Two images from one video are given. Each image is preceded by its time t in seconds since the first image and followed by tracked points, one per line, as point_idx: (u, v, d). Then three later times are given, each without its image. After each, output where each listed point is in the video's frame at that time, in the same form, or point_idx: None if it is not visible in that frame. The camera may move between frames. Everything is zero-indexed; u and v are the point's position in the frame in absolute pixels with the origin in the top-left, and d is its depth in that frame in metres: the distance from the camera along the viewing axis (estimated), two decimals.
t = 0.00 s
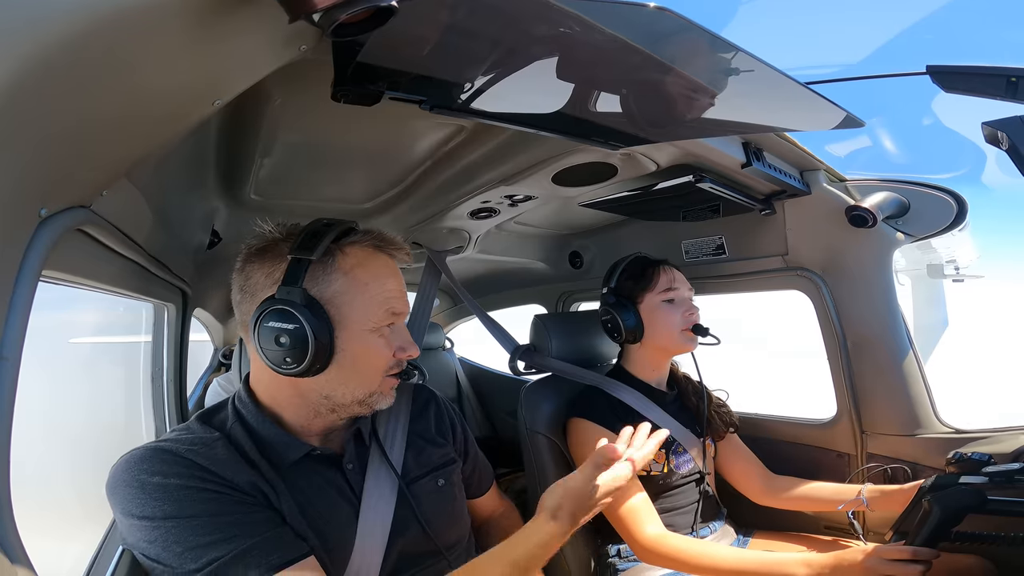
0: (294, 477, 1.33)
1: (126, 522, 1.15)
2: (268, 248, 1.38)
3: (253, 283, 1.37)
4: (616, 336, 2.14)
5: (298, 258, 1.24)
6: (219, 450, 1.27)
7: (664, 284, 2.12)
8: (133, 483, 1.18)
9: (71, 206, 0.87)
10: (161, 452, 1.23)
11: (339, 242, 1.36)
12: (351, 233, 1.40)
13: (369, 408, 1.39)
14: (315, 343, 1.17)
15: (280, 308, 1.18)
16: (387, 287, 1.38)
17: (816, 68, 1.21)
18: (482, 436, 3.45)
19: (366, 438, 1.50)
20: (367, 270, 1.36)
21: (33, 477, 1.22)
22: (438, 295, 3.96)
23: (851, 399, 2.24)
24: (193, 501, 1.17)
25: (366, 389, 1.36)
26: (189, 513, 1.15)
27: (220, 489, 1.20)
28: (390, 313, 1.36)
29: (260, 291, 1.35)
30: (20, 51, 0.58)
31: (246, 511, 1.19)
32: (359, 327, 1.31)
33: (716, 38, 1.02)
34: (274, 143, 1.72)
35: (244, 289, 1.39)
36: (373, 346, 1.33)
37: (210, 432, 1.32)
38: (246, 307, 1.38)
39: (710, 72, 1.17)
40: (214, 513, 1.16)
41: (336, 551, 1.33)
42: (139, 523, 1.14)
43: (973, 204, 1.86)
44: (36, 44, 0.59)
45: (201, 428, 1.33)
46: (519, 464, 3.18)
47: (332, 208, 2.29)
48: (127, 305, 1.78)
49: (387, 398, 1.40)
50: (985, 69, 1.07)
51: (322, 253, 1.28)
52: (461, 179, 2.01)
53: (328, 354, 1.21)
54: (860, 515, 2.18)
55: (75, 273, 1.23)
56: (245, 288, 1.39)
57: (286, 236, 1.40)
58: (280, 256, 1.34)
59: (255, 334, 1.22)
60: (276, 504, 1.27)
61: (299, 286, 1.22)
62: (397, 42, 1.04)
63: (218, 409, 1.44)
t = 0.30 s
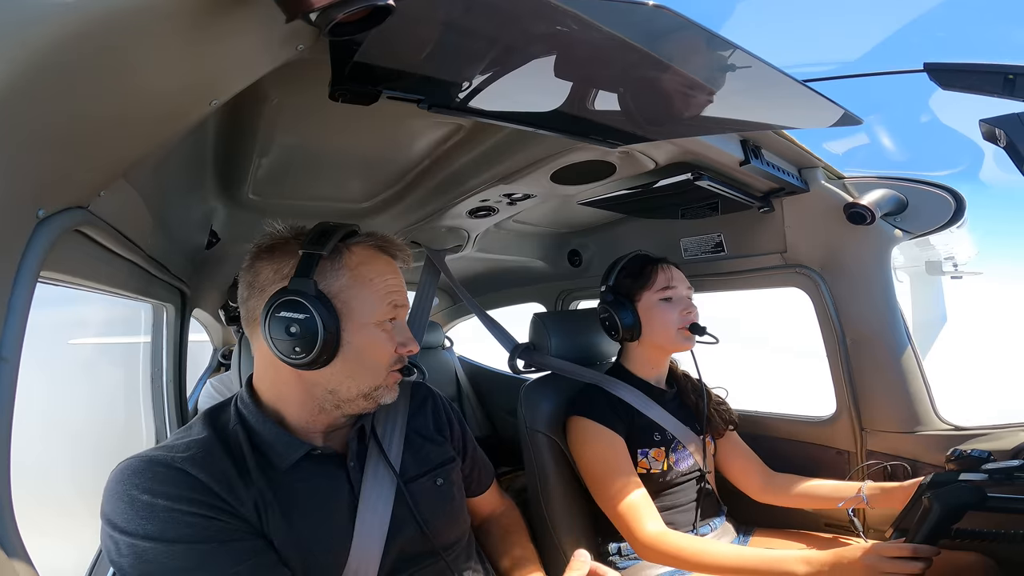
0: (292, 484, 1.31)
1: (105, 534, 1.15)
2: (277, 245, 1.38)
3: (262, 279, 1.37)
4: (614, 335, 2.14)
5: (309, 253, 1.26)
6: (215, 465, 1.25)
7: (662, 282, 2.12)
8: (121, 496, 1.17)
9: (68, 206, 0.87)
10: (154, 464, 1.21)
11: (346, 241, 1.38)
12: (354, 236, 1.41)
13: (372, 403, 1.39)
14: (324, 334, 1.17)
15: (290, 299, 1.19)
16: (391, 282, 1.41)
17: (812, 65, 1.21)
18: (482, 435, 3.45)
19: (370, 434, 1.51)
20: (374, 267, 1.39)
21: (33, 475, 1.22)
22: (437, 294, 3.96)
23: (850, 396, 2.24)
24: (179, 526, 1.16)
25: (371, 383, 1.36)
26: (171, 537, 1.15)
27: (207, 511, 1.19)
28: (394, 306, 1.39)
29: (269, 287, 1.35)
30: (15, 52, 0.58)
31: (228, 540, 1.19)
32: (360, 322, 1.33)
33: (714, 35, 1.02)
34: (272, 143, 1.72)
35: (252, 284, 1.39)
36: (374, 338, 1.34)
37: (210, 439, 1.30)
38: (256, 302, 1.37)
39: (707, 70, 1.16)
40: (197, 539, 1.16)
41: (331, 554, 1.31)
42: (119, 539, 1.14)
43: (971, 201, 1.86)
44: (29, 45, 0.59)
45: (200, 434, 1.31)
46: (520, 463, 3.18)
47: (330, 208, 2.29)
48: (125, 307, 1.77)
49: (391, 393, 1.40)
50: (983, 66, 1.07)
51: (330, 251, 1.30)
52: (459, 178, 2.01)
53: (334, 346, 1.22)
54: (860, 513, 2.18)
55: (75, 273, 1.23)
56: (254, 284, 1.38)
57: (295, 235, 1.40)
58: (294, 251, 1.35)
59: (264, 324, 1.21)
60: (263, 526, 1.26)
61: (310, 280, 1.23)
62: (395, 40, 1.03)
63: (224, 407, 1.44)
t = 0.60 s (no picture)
0: (292, 492, 1.30)
1: (103, 550, 1.16)
2: (266, 244, 1.38)
3: (252, 280, 1.37)
4: (612, 333, 2.15)
5: (294, 252, 1.25)
6: (214, 482, 1.24)
7: (661, 282, 2.12)
8: (119, 511, 1.18)
9: (66, 207, 0.87)
10: (151, 480, 1.20)
11: (337, 237, 1.37)
12: (348, 230, 1.40)
13: (367, 405, 1.39)
14: (310, 336, 1.16)
15: (276, 301, 1.18)
16: (382, 278, 1.39)
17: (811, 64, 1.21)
18: (482, 434, 3.45)
19: (370, 438, 1.51)
20: (365, 262, 1.37)
21: (32, 473, 1.23)
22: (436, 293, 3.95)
23: (849, 394, 2.24)
24: (173, 546, 1.16)
25: (367, 385, 1.36)
26: (166, 557, 1.15)
27: (203, 530, 1.19)
28: (388, 305, 1.38)
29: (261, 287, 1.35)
30: (13, 52, 0.58)
31: (224, 559, 1.19)
32: (354, 319, 1.32)
33: (712, 34, 1.02)
34: (270, 142, 1.71)
35: (244, 285, 1.39)
36: (369, 338, 1.34)
37: (210, 451, 1.29)
38: (246, 303, 1.37)
39: (705, 69, 1.16)
40: (191, 559, 1.16)
41: (341, 556, 1.33)
42: (114, 555, 1.15)
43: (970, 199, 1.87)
44: (27, 46, 0.58)
45: (199, 445, 1.29)
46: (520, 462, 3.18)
47: (329, 207, 2.29)
48: (123, 308, 1.77)
49: (387, 397, 1.40)
50: (981, 64, 1.07)
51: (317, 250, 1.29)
52: (458, 177, 2.01)
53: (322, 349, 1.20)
54: (860, 510, 2.18)
55: (74, 274, 1.24)
56: (244, 285, 1.38)
57: (284, 234, 1.39)
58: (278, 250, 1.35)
59: (251, 328, 1.21)
60: (261, 543, 1.25)
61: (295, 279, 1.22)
62: (393, 40, 1.03)
63: (225, 413, 1.44)
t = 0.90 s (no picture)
0: (289, 500, 1.31)
1: (104, 561, 1.18)
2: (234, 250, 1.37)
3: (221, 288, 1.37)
4: (609, 332, 2.15)
5: (250, 266, 1.26)
6: (209, 491, 1.24)
7: (659, 281, 2.11)
8: (115, 522, 1.19)
9: (65, 207, 0.87)
10: (145, 490, 1.21)
11: (306, 241, 1.33)
12: (325, 227, 1.37)
13: (359, 416, 1.38)
14: (271, 360, 1.16)
15: (234, 324, 1.18)
16: (360, 288, 1.32)
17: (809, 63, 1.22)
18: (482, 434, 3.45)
19: (364, 446, 1.51)
20: (336, 271, 1.32)
21: (33, 472, 1.23)
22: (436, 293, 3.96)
23: (848, 393, 2.24)
24: (169, 556, 1.17)
25: (350, 401, 1.34)
26: (162, 567, 1.16)
27: (198, 540, 1.19)
28: (368, 317, 1.32)
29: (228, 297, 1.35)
30: (12, 52, 0.58)
31: (220, 569, 1.19)
32: (328, 337, 1.28)
33: (711, 33, 1.02)
34: (269, 142, 1.71)
35: (217, 293, 1.40)
36: (348, 356, 1.30)
37: (205, 460, 1.29)
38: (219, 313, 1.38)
39: (704, 68, 1.17)
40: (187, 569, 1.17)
41: (339, 558, 1.34)
42: (114, 566, 1.17)
43: (969, 198, 1.88)
44: (24, 46, 0.58)
45: (194, 455, 1.30)
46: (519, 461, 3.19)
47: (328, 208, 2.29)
48: (122, 309, 1.77)
49: (379, 408, 1.37)
50: (980, 63, 1.07)
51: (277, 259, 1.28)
52: (456, 177, 2.01)
53: (289, 370, 1.20)
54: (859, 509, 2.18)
55: (73, 274, 1.24)
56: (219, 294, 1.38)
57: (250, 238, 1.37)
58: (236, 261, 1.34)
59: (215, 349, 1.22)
60: (261, 553, 1.25)
61: (251, 299, 1.22)
62: (392, 39, 1.03)
63: (216, 422, 1.44)
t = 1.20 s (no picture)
0: (281, 504, 1.31)
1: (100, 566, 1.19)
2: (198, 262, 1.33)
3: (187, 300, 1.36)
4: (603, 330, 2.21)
5: (208, 284, 1.17)
6: (202, 493, 1.24)
7: (641, 285, 2.12)
8: (108, 526, 1.20)
9: (65, 206, 0.87)
10: (139, 492, 1.22)
11: (270, 250, 1.30)
12: (290, 233, 1.33)
13: (345, 424, 1.40)
14: (246, 382, 1.14)
15: (202, 348, 1.15)
16: (334, 300, 1.32)
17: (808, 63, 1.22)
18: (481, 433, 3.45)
19: (359, 444, 1.52)
20: (303, 283, 1.30)
21: (33, 471, 1.24)
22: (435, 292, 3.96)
23: (848, 393, 2.25)
24: (163, 559, 1.17)
25: (335, 411, 1.36)
26: (155, 570, 1.16)
27: (191, 542, 1.19)
28: (345, 331, 1.32)
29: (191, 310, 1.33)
30: (12, 52, 0.57)
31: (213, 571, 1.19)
32: (303, 350, 1.28)
33: (711, 32, 1.02)
34: (269, 141, 1.71)
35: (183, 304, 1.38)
36: (324, 368, 1.30)
37: (198, 463, 1.30)
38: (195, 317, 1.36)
39: (705, 68, 1.17)
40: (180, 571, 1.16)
41: (335, 558, 1.33)
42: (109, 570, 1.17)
43: (968, 199, 1.88)
44: (26, 45, 0.58)
45: (188, 459, 1.31)
46: (519, 461, 3.19)
47: (327, 208, 2.29)
48: (122, 309, 1.77)
49: (365, 416, 1.39)
50: (979, 64, 1.07)
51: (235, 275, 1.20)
52: (456, 177, 2.01)
53: (266, 386, 1.19)
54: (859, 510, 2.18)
55: (72, 274, 1.24)
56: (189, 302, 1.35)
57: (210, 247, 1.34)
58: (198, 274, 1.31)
59: (188, 371, 1.21)
60: (256, 556, 1.25)
61: (213, 314, 1.16)
62: (391, 40, 1.03)
63: (207, 426, 1.46)
